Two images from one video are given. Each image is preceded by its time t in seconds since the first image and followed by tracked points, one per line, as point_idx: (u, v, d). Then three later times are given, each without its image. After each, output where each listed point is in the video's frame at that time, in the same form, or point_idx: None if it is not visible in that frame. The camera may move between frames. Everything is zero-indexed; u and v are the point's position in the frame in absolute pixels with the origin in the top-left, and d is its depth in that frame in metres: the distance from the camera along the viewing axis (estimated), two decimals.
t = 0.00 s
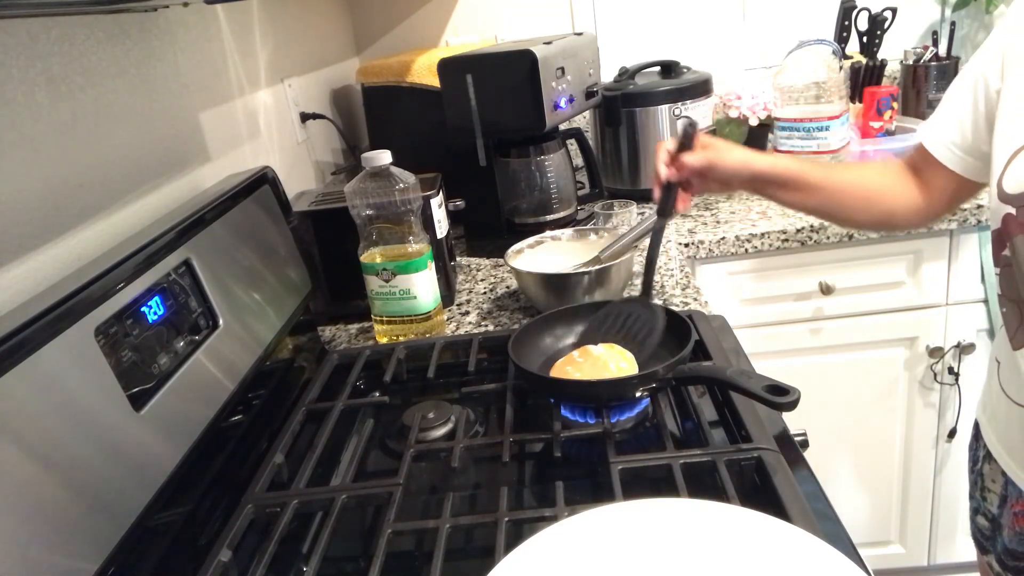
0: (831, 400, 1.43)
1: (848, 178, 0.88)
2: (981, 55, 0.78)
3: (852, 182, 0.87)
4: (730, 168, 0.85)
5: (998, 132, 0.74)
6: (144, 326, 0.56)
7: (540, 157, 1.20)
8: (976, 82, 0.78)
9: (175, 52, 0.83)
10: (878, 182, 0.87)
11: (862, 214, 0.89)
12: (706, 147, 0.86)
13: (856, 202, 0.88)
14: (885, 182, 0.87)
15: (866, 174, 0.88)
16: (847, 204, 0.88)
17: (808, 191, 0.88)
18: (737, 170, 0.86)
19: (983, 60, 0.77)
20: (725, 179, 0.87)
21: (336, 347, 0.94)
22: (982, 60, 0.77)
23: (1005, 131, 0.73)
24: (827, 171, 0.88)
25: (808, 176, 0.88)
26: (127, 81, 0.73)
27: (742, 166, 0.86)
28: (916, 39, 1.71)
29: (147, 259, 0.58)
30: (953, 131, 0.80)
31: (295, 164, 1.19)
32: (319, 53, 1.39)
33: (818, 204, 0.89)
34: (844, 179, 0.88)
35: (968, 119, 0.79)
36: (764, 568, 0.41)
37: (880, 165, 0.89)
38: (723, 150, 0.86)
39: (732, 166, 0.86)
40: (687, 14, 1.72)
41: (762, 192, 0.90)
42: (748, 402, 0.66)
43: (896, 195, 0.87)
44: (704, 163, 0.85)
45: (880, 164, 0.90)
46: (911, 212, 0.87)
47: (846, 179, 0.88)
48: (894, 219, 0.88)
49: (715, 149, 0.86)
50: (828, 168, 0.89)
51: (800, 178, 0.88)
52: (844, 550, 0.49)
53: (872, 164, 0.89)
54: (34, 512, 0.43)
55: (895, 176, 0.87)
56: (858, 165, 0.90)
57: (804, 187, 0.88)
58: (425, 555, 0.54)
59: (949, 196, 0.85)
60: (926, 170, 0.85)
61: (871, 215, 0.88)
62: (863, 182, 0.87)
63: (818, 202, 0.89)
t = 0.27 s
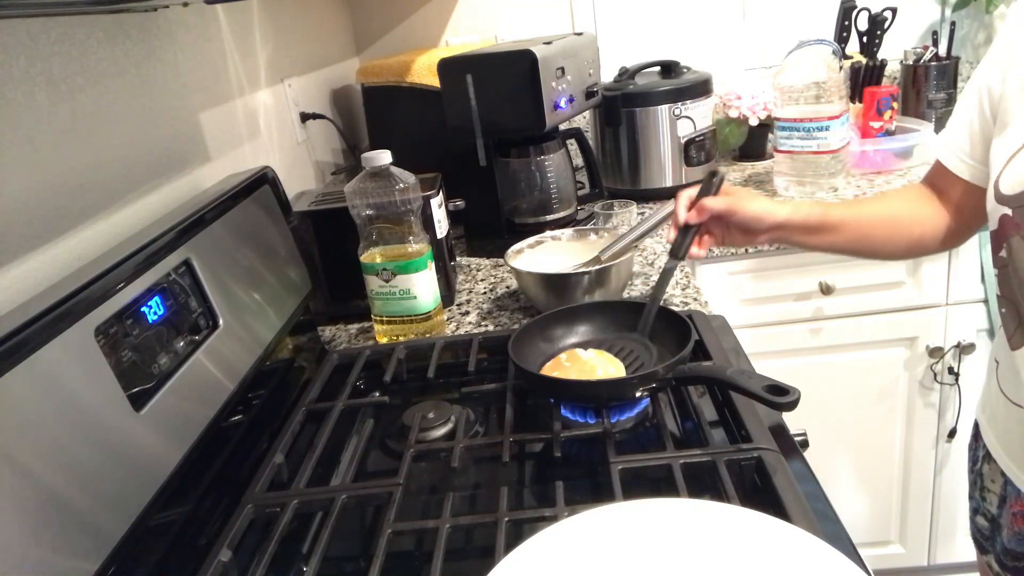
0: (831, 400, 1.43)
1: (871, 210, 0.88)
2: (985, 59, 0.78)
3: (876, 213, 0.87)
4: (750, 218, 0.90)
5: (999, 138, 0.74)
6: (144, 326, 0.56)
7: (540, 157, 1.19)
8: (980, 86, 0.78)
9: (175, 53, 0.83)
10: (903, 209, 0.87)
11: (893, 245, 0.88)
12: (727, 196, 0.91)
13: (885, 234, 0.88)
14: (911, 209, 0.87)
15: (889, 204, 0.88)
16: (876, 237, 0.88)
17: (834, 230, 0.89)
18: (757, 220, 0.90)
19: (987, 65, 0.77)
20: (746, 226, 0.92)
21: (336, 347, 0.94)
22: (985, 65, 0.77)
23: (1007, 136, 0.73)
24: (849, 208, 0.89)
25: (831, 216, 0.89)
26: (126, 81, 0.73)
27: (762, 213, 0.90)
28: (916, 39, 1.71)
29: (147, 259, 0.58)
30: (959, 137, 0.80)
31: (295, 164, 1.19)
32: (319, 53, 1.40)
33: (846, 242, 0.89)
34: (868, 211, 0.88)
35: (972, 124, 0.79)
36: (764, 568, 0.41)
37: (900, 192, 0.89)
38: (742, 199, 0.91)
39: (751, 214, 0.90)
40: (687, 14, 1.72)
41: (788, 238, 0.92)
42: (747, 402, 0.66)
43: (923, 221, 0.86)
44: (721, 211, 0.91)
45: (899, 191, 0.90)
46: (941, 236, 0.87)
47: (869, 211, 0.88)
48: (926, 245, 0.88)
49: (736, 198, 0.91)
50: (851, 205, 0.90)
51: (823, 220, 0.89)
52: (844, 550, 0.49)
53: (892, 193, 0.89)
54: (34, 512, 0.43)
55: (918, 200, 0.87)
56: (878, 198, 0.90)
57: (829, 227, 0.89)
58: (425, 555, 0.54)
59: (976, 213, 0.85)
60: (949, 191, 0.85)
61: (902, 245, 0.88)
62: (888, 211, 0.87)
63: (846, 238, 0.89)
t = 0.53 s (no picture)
0: (831, 400, 1.43)
1: (863, 217, 0.88)
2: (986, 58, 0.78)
3: (869, 221, 0.88)
4: (737, 234, 0.90)
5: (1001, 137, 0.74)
6: (144, 326, 0.56)
7: (540, 157, 1.19)
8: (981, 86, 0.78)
9: (175, 53, 0.83)
10: (895, 215, 0.87)
11: (888, 251, 0.89)
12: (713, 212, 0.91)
13: (880, 242, 0.88)
14: (904, 215, 0.87)
15: (881, 209, 0.88)
16: (870, 245, 0.88)
17: (826, 241, 0.89)
18: (745, 236, 0.91)
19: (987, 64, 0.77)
20: (736, 243, 0.92)
21: (336, 347, 0.94)
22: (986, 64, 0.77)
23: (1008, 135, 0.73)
24: (840, 217, 0.89)
25: (821, 229, 0.89)
26: (126, 81, 0.73)
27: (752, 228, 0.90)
28: (916, 39, 1.71)
29: (147, 259, 0.58)
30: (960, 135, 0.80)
31: (295, 164, 1.19)
32: (319, 53, 1.39)
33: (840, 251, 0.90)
34: (860, 219, 0.88)
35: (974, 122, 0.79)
36: (764, 568, 0.41)
37: (891, 195, 0.89)
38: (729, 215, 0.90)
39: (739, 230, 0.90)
40: (687, 14, 1.72)
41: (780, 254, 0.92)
42: (747, 402, 0.66)
43: (917, 226, 0.87)
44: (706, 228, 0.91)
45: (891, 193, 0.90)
46: (935, 238, 0.87)
47: (862, 219, 0.88)
48: (919, 247, 0.88)
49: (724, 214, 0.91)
50: (841, 214, 0.90)
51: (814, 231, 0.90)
52: (844, 550, 0.49)
53: (883, 197, 0.89)
54: (34, 512, 0.43)
55: (911, 203, 0.87)
56: (869, 202, 0.90)
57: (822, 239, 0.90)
58: (425, 555, 0.54)
59: (970, 214, 0.85)
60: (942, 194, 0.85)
61: (898, 250, 0.88)
62: (880, 217, 0.87)
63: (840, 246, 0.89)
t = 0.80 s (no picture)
0: (831, 400, 1.43)
1: (865, 203, 0.88)
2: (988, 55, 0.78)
3: (871, 207, 0.88)
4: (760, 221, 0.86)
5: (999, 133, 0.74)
6: (144, 326, 0.56)
7: (540, 157, 1.19)
8: (983, 83, 0.78)
9: (175, 53, 0.83)
10: (895, 201, 0.88)
11: (885, 235, 0.90)
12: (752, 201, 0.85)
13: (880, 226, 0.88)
14: (903, 200, 0.88)
15: (880, 195, 0.88)
16: (871, 230, 0.89)
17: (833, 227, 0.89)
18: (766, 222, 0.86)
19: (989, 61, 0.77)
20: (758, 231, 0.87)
21: (336, 348, 0.94)
22: (987, 61, 0.77)
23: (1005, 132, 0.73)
24: (844, 203, 0.89)
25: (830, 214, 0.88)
26: (126, 81, 0.73)
27: (777, 215, 0.86)
28: (916, 39, 1.71)
29: (147, 259, 0.58)
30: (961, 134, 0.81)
31: (295, 165, 1.19)
32: (319, 53, 1.39)
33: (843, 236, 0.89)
34: (863, 204, 0.88)
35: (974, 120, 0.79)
36: (764, 568, 0.41)
37: (887, 179, 0.90)
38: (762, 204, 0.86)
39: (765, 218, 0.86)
40: (687, 14, 1.72)
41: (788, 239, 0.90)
42: (747, 402, 0.66)
43: (914, 212, 0.88)
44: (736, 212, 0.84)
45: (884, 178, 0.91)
46: (926, 224, 0.89)
47: (864, 204, 0.88)
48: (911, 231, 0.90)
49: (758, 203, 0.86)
50: (843, 198, 0.89)
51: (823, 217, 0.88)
52: (844, 550, 0.49)
53: (879, 182, 0.90)
54: (34, 512, 0.43)
55: (907, 190, 0.88)
56: (865, 186, 0.91)
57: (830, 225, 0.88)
58: (425, 555, 0.54)
59: (962, 200, 0.87)
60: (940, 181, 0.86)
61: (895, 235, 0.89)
62: (881, 202, 0.88)
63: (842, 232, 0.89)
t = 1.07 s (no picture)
0: (831, 400, 1.43)
1: (869, 208, 0.87)
2: (986, 56, 0.77)
3: (875, 211, 0.87)
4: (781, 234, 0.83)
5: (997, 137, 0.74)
6: (144, 326, 0.56)
7: (540, 157, 1.19)
8: (980, 84, 0.78)
9: (175, 53, 0.83)
10: (898, 203, 0.87)
11: (890, 236, 0.90)
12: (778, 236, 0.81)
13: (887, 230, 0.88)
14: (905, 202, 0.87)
15: (882, 198, 0.87)
16: (878, 234, 0.88)
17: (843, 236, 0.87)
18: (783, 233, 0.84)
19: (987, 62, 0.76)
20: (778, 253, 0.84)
21: (335, 348, 0.94)
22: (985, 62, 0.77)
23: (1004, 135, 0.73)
24: (849, 210, 0.87)
25: (839, 225, 0.87)
26: (126, 81, 0.73)
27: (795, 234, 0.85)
28: (916, 39, 1.71)
29: (147, 259, 0.58)
30: (959, 137, 0.81)
31: (295, 165, 1.19)
32: (319, 53, 1.39)
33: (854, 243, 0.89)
34: (868, 210, 0.87)
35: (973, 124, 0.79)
36: (763, 568, 0.41)
37: (886, 180, 0.89)
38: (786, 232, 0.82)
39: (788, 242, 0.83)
40: (687, 14, 1.72)
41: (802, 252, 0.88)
42: (747, 402, 0.66)
43: (917, 212, 0.88)
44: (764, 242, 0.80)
45: (880, 177, 0.90)
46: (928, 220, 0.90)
47: (867, 209, 0.87)
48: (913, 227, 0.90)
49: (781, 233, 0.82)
50: (846, 204, 0.88)
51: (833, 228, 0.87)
52: (844, 550, 0.49)
53: (878, 183, 0.89)
54: (35, 511, 0.43)
55: (906, 189, 0.88)
56: (863, 189, 0.89)
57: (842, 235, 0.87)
58: (425, 555, 0.54)
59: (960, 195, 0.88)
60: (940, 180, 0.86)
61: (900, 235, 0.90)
62: (884, 205, 0.87)
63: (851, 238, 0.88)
